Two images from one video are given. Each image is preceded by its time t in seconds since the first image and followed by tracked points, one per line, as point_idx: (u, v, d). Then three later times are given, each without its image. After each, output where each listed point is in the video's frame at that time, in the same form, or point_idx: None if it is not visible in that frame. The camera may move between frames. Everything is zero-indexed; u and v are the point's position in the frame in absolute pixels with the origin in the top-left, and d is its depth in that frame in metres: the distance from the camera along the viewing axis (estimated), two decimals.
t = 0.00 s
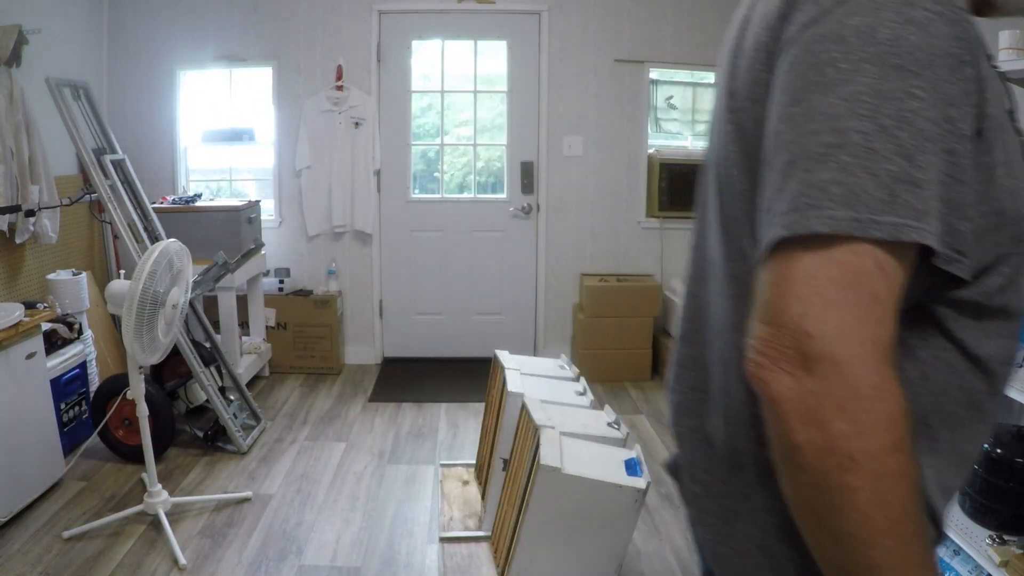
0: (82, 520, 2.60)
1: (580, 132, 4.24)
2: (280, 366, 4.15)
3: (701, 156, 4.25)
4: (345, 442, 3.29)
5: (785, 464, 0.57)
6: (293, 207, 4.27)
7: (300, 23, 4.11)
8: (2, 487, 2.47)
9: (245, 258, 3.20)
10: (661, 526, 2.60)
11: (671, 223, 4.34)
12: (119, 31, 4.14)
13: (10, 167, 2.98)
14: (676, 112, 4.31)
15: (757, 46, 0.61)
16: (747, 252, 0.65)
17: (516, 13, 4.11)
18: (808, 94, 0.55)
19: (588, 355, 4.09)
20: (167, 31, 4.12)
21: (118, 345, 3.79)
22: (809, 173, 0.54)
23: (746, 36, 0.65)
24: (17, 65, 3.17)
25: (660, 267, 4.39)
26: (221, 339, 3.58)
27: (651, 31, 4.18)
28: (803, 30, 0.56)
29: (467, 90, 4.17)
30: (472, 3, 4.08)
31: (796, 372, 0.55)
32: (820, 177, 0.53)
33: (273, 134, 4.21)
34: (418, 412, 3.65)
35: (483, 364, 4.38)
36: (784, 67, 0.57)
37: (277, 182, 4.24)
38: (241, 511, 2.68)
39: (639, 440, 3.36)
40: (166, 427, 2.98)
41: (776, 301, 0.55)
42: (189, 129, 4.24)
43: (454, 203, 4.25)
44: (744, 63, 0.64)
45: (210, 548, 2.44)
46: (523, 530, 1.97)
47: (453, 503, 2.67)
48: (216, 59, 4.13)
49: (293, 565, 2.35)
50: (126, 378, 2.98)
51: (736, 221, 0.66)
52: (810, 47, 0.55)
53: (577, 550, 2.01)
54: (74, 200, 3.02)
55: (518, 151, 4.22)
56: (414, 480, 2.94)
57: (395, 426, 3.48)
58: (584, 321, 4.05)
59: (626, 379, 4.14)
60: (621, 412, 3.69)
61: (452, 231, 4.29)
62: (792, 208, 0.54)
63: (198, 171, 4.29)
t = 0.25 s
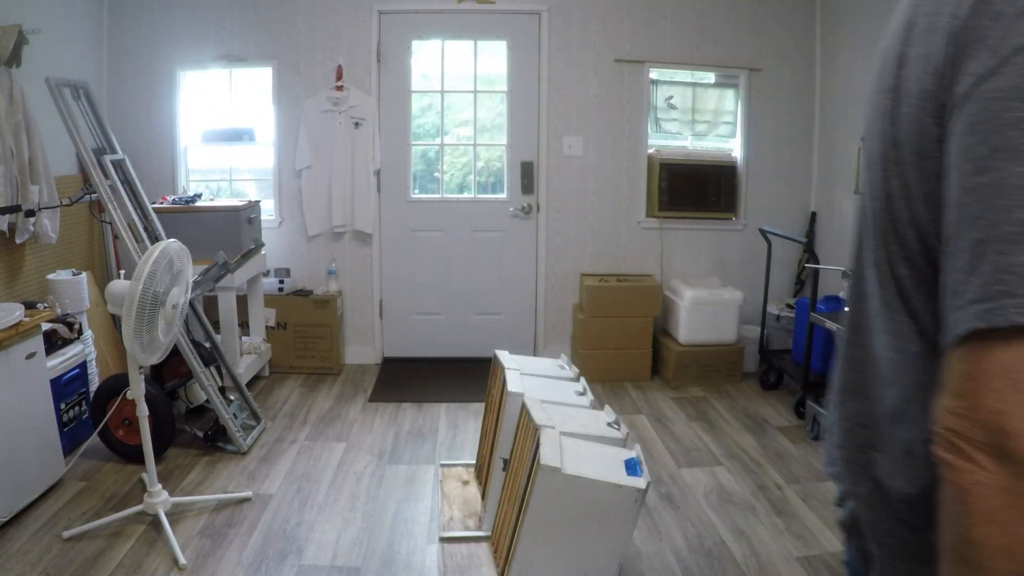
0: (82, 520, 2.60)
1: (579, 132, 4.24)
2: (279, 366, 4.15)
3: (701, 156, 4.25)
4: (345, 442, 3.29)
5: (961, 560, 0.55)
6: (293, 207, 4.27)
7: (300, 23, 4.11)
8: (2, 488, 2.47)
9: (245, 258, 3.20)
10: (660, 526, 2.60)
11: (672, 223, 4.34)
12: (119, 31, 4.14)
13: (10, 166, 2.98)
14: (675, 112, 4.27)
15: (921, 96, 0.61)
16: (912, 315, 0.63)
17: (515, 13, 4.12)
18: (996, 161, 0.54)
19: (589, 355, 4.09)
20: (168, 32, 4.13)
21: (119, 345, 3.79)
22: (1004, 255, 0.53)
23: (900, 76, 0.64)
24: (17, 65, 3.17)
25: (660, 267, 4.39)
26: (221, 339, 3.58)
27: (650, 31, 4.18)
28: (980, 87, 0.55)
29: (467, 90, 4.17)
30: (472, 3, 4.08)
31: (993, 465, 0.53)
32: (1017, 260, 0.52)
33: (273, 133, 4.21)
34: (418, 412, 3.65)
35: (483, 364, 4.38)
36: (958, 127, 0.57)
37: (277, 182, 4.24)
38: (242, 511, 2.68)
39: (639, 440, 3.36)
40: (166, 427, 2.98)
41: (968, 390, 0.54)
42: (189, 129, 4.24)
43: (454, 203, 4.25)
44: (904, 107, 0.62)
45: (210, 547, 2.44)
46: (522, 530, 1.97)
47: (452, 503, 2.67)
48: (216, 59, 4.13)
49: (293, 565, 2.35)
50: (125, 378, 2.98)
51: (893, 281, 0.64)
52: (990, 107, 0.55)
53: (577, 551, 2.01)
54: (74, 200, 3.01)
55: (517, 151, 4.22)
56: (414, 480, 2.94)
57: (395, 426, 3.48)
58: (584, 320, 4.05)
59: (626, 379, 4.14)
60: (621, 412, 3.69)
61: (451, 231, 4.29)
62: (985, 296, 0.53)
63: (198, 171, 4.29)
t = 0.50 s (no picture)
0: (83, 520, 2.60)
1: (579, 132, 4.24)
2: (280, 366, 4.15)
3: (701, 156, 4.25)
4: (346, 442, 3.29)
5: None
6: (293, 207, 4.27)
7: (300, 23, 4.11)
8: (2, 487, 2.47)
9: (246, 258, 3.20)
10: (660, 526, 2.60)
11: (671, 223, 4.34)
12: (118, 31, 4.14)
13: (10, 166, 2.99)
14: (676, 112, 4.27)
15: None
16: None
17: (516, 13, 4.12)
18: None
19: (588, 355, 4.09)
20: (168, 32, 4.13)
21: (119, 345, 3.79)
22: None
23: None
24: (17, 65, 3.16)
25: (660, 267, 4.39)
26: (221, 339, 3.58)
27: (650, 31, 4.18)
28: None
29: (467, 90, 4.17)
30: (471, 3, 4.08)
31: None
32: None
33: (273, 133, 4.21)
34: (419, 412, 3.65)
35: (483, 364, 4.38)
36: None
37: (277, 182, 4.24)
38: (242, 511, 2.68)
39: (639, 440, 3.36)
40: (166, 427, 2.98)
41: None
42: (189, 129, 4.24)
43: (454, 203, 4.25)
44: None
45: (210, 547, 2.44)
46: (522, 530, 1.97)
47: (453, 503, 2.67)
48: (216, 59, 4.13)
49: (293, 565, 2.35)
50: (125, 378, 2.98)
51: None
52: None
53: (577, 550, 2.01)
54: (74, 200, 3.01)
55: (517, 151, 4.22)
56: (414, 480, 2.94)
57: (396, 426, 3.48)
58: (584, 320, 4.05)
59: (626, 379, 4.14)
60: (621, 412, 3.69)
61: (451, 231, 4.29)
62: None
63: (198, 171, 4.29)
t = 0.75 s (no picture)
0: (83, 520, 2.60)
1: (579, 132, 4.24)
2: (280, 366, 4.15)
3: (701, 156, 4.25)
4: (346, 442, 3.29)
5: None
6: (293, 208, 4.27)
7: (300, 23, 4.11)
8: (2, 487, 2.47)
9: (246, 258, 3.20)
10: (660, 526, 2.60)
11: (671, 223, 4.34)
12: (118, 31, 4.14)
13: (10, 166, 2.99)
14: (676, 112, 4.26)
15: None
16: None
17: (516, 13, 4.12)
18: None
19: (588, 355, 4.09)
20: (168, 32, 4.13)
21: (119, 345, 3.79)
22: None
23: None
24: (17, 65, 3.16)
25: (660, 267, 4.39)
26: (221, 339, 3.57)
27: (650, 31, 4.18)
28: None
29: (467, 90, 4.17)
30: (472, 3, 4.08)
31: None
32: None
33: (273, 133, 4.21)
34: (419, 412, 3.65)
35: (483, 364, 4.38)
36: None
37: (277, 182, 4.24)
38: (242, 511, 2.68)
39: (639, 440, 3.36)
40: (166, 427, 2.98)
41: None
42: (189, 129, 4.24)
43: (453, 203, 4.25)
44: None
45: (210, 548, 2.44)
46: (522, 530, 1.97)
47: (453, 503, 2.67)
48: (216, 60, 4.13)
49: (293, 565, 2.35)
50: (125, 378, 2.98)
51: None
52: None
53: (577, 550, 2.01)
54: (74, 200, 3.01)
55: (517, 151, 4.22)
56: (414, 480, 2.94)
57: (396, 426, 3.48)
58: (584, 320, 4.05)
59: (626, 379, 4.14)
60: (621, 412, 3.70)
61: (451, 231, 4.29)
62: None
63: (198, 171, 4.30)
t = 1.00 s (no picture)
0: (83, 520, 2.60)
1: (579, 132, 4.24)
2: (280, 366, 4.15)
3: (701, 156, 4.25)
4: (346, 442, 3.29)
5: None
6: (293, 208, 4.27)
7: (300, 23, 4.11)
8: (2, 487, 2.47)
9: (246, 258, 3.20)
10: (660, 526, 2.60)
11: (671, 223, 4.34)
12: (118, 31, 4.14)
13: (10, 167, 2.99)
14: (676, 112, 4.26)
15: None
16: None
17: (516, 13, 4.12)
18: None
19: (588, 355, 4.10)
20: (167, 32, 4.13)
21: (119, 345, 3.79)
22: None
23: None
24: (17, 65, 3.17)
25: (660, 267, 4.39)
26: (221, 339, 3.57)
27: (650, 31, 4.18)
28: None
29: (467, 90, 4.17)
30: (472, 3, 4.08)
31: None
32: None
33: (273, 133, 4.21)
34: (419, 412, 3.65)
35: (483, 364, 4.38)
36: None
37: (277, 182, 4.24)
38: (242, 511, 2.68)
39: (639, 440, 3.36)
40: (166, 427, 2.98)
41: None
42: (189, 129, 4.24)
43: (453, 203, 4.25)
44: None
45: (210, 548, 2.44)
46: (522, 530, 1.97)
47: (453, 503, 2.67)
48: (215, 60, 4.13)
49: (293, 565, 2.35)
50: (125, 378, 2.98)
51: None
52: None
53: (577, 551, 2.01)
54: (74, 200, 3.01)
55: (517, 151, 4.22)
56: (414, 480, 2.95)
57: (396, 426, 3.48)
58: (584, 320, 4.05)
59: (626, 379, 4.14)
60: (621, 412, 3.70)
61: (451, 231, 4.29)
62: None
63: (198, 171, 4.30)
